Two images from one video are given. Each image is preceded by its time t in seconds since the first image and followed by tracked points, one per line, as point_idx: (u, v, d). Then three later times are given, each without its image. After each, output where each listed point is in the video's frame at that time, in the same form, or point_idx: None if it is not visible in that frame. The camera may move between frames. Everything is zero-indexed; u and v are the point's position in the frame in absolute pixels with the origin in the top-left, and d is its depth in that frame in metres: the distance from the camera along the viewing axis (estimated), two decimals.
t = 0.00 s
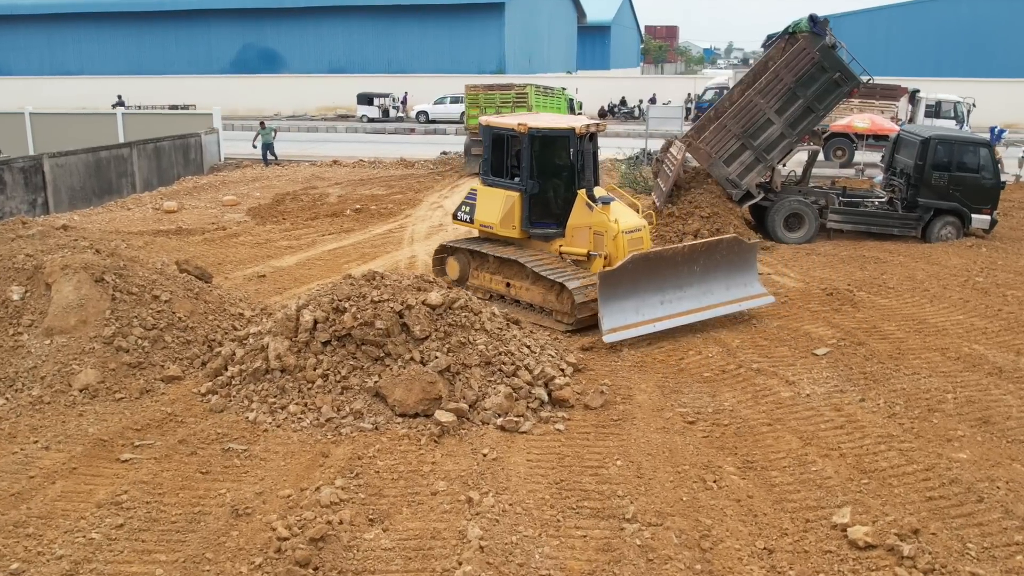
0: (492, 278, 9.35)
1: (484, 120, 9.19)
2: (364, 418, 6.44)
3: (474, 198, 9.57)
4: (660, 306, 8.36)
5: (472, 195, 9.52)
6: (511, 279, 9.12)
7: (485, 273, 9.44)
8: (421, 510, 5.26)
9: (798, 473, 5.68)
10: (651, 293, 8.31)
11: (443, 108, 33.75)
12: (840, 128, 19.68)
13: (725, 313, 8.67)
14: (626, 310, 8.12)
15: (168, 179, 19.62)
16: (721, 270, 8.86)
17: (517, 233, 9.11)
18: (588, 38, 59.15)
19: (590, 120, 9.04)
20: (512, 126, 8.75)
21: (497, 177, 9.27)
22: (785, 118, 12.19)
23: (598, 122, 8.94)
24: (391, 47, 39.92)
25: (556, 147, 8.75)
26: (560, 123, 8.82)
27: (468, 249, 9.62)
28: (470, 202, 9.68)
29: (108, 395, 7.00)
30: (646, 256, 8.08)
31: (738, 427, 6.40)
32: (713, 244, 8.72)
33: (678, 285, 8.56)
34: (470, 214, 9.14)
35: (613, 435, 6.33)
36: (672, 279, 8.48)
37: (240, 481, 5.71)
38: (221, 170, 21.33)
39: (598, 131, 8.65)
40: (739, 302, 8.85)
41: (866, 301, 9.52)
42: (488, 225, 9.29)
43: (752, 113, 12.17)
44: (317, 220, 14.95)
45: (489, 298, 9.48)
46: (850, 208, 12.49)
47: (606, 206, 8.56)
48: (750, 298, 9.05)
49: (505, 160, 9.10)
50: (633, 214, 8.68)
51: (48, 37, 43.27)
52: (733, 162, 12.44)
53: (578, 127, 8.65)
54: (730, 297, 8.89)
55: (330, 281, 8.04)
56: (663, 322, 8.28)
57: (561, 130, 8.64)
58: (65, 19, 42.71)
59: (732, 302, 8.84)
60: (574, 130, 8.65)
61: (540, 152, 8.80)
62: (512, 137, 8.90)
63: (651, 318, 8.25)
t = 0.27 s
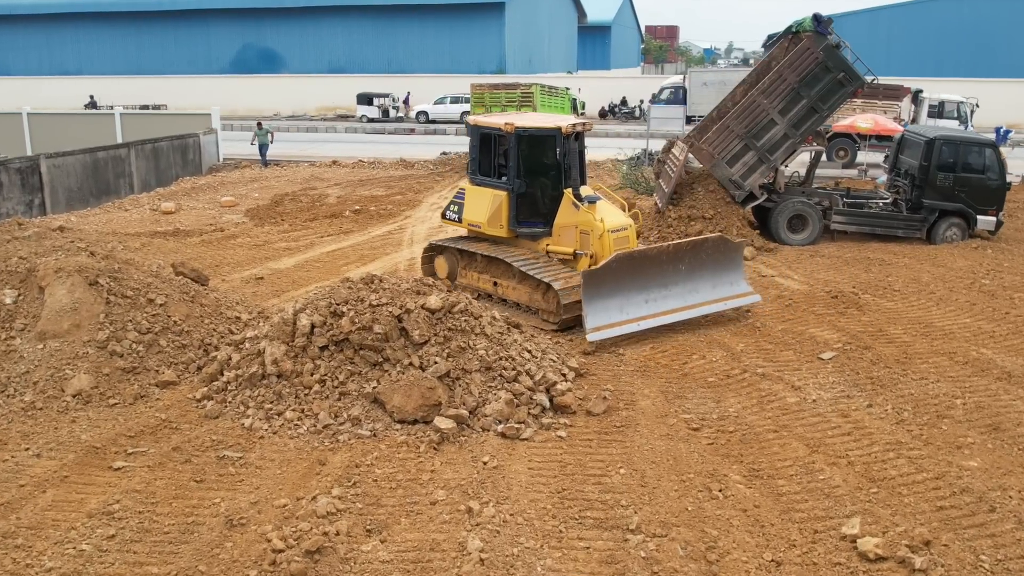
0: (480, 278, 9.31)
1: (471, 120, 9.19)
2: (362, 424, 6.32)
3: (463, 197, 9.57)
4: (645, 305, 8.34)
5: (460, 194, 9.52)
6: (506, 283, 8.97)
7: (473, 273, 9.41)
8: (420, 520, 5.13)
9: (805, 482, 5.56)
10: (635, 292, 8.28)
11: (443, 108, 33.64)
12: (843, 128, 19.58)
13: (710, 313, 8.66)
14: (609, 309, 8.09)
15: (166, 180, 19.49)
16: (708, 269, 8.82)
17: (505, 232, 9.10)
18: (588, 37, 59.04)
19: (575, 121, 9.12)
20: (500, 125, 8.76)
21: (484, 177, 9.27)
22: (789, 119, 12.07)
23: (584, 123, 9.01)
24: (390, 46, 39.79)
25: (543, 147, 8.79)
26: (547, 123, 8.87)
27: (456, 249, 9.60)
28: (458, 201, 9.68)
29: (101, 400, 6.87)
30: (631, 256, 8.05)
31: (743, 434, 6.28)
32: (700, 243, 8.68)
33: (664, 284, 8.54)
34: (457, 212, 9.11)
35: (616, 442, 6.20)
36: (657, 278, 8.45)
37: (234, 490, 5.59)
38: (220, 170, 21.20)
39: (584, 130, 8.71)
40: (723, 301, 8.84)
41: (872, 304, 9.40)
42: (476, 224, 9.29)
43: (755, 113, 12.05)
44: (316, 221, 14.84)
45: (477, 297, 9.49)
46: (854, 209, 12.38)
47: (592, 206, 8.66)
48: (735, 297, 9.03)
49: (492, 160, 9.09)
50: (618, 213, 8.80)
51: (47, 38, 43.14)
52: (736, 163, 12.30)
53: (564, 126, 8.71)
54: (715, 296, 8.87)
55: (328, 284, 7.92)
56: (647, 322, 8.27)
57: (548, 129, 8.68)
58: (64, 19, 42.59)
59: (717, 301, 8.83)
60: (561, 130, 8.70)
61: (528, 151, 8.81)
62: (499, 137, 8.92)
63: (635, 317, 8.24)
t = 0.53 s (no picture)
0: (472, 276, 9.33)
1: (461, 118, 9.35)
2: (360, 427, 6.25)
3: (452, 195, 9.72)
4: (628, 299, 8.46)
5: (449, 192, 9.68)
6: (504, 283, 8.92)
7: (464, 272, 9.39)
8: (419, 525, 5.06)
9: (809, 486, 5.48)
10: (618, 286, 8.41)
11: (443, 108, 33.56)
12: (844, 128, 19.53)
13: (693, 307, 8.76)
14: (592, 302, 8.21)
15: (165, 180, 19.40)
16: (691, 264, 8.94)
17: (491, 229, 9.23)
18: (588, 37, 58.97)
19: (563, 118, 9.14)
20: (487, 124, 8.91)
21: (473, 174, 9.42)
22: (790, 118, 12.00)
23: (571, 120, 9.04)
24: (390, 46, 39.70)
25: (530, 144, 8.89)
26: (533, 120, 8.94)
27: (444, 245, 9.73)
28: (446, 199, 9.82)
29: (97, 402, 6.79)
30: (613, 249, 8.19)
31: (746, 436, 6.20)
32: (682, 238, 8.81)
33: (647, 279, 8.66)
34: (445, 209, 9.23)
35: (617, 444, 6.13)
36: (640, 272, 8.58)
37: (231, 494, 5.51)
38: (218, 170, 21.12)
39: (569, 128, 8.77)
40: (707, 296, 8.95)
41: (874, 304, 9.33)
42: (463, 221, 9.43)
43: (756, 113, 11.98)
44: (315, 221, 14.78)
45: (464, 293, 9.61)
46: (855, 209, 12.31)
47: (576, 202, 8.80)
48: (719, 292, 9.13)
49: (481, 158, 9.25)
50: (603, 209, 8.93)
51: (46, 37, 43.05)
52: (737, 163, 12.23)
53: (549, 123, 8.76)
54: (698, 291, 8.97)
55: (326, 285, 7.84)
56: (630, 315, 8.38)
57: (533, 127, 8.75)
58: (63, 19, 42.51)
59: (700, 296, 8.93)
60: (546, 127, 8.76)
61: (514, 149, 8.93)
62: (487, 135, 9.08)
63: (618, 311, 8.35)
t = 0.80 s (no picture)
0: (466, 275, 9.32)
1: (449, 117, 9.42)
2: (359, 427, 6.21)
3: (439, 191, 9.74)
4: (611, 294, 8.57)
5: (438, 189, 9.71)
6: (503, 283, 8.87)
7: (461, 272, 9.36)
8: (418, 526, 5.02)
9: (811, 487, 5.44)
10: (601, 281, 8.53)
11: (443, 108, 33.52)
12: (844, 128, 19.52)
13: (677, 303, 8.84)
14: (575, 297, 8.34)
15: (164, 180, 19.35)
16: (676, 261, 9.04)
17: (479, 226, 9.28)
18: (588, 37, 58.94)
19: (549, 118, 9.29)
20: (474, 121, 8.99)
21: (460, 172, 9.47)
22: (791, 118, 11.97)
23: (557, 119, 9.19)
24: (390, 46, 39.67)
25: (517, 142, 8.98)
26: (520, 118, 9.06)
27: (432, 242, 9.76)
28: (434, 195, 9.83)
29: (94, 403, 6.75)
30: (595, 245, 8.32)
31: (747, 437, 6.17)
32: (667, 235, 8.92)
33: (631, 275, 8.77)
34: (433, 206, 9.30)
35: (617, 445, 6.09)
36: (624, 269, 8.70)
37: (228, 495, 5.48)
38: (218, 170, 21.07)
39: (556, 126, 8.89)
40: (691, 293, 9.03)
41: (875, 304, 9.30)
42: (451, 218, 9.47)
43: (757, 112, 11.96)
44: (314, 221, 14.73)
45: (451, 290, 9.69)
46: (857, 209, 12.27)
47: (562, 199, 8.96)
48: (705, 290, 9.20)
49: (468, 155, 9.31)
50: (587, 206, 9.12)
51: (46, 37, 43.00)
52: (738, 162, 12.18)
53: (536, 121, 8.89)
54: (684, 288, 9.05)
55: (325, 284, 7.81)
56: (613, 310, 8.49)
57: (521, 125, 8.87)
58: (62, 19, 42.46)
59: (685, 292, 9.02)
60: (533, 125, 8.88)
61: (501, 146, 9.01)
62: (474, 132, 9.15)
63: (601, 306, 8.47)
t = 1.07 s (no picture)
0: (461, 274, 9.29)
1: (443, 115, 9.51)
2: (358, 427, 6.19)
3: (434, 189, 9.85)
4: (594, 291, 8.62)
5: (432, 186, 9.81)
6: (492, 282, 8.85)
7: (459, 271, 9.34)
8: (416, 527, 5.01)
9: (812, 488, 5.42)
10: (584, 278, 8.57)
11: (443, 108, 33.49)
12: (844, 128, 19.51)
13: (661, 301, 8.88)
14: (558, 293, 8.39)
15: (164, 180, 19.33)
16: (660, 259, 9.08)
17: (469, 223, 9.34)
18: (588, 37, 58.96)
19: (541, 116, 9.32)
20: (465, 120, 9.07)
21: (453, 169, 9.55)
22: (792, 117, 11.95)
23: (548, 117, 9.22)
24: (390, 46, 39.65)
25: (506, 140, 9.04)
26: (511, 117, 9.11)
27: (425, 239, 9.90)
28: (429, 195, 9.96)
29: (93, 403, 6.73)
30: (578, 242, 8.37)
31: (747, 438, 6.14)
32: (651, 233, 8.96)
33: (614, 272, 8.81)
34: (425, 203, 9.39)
35: (618, 445, 6.08)
36: (608, 266, 8.74)
37: (227, 496, 5.46)
38: (217, 170, 21.04)
39: (545, 124, 8.92)
40: (675, 291, 9.06)
41: (876, 304, 9.28)
42: (444, 215, 9.56)
43: (758, 112, 11.94)
44: (314, 221, 14.71)
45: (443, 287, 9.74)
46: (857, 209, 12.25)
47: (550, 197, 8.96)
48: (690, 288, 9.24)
49: (460, 153, 9.38)
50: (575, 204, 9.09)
51: (46, 37, 43.00)
52: (739, 162, 12.16)
53: (526, 119, 8.92)
54: (668, 286, 9.10)
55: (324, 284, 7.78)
56: (595, 307, 8.53)
57: (510, 123, 8.92)
58: (62, 19, 42.45)
59: (668, 290, 9.05)
60: (522, 123, 8.92)
61: (491, 144, 9.07)
62: (466, 131, 9.22)
63: (583, 303, 8.51)
